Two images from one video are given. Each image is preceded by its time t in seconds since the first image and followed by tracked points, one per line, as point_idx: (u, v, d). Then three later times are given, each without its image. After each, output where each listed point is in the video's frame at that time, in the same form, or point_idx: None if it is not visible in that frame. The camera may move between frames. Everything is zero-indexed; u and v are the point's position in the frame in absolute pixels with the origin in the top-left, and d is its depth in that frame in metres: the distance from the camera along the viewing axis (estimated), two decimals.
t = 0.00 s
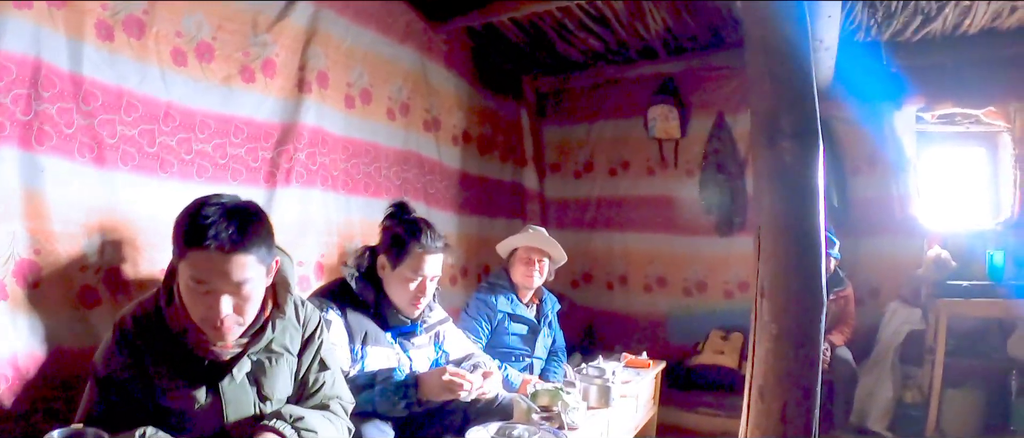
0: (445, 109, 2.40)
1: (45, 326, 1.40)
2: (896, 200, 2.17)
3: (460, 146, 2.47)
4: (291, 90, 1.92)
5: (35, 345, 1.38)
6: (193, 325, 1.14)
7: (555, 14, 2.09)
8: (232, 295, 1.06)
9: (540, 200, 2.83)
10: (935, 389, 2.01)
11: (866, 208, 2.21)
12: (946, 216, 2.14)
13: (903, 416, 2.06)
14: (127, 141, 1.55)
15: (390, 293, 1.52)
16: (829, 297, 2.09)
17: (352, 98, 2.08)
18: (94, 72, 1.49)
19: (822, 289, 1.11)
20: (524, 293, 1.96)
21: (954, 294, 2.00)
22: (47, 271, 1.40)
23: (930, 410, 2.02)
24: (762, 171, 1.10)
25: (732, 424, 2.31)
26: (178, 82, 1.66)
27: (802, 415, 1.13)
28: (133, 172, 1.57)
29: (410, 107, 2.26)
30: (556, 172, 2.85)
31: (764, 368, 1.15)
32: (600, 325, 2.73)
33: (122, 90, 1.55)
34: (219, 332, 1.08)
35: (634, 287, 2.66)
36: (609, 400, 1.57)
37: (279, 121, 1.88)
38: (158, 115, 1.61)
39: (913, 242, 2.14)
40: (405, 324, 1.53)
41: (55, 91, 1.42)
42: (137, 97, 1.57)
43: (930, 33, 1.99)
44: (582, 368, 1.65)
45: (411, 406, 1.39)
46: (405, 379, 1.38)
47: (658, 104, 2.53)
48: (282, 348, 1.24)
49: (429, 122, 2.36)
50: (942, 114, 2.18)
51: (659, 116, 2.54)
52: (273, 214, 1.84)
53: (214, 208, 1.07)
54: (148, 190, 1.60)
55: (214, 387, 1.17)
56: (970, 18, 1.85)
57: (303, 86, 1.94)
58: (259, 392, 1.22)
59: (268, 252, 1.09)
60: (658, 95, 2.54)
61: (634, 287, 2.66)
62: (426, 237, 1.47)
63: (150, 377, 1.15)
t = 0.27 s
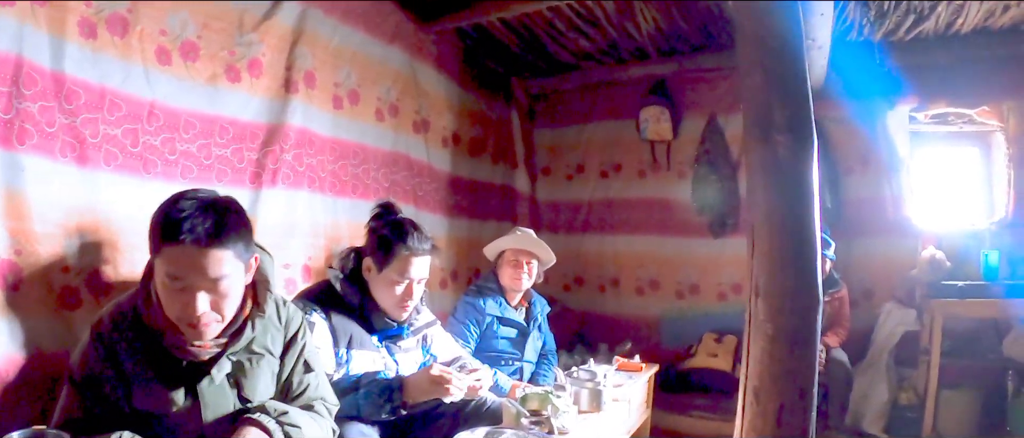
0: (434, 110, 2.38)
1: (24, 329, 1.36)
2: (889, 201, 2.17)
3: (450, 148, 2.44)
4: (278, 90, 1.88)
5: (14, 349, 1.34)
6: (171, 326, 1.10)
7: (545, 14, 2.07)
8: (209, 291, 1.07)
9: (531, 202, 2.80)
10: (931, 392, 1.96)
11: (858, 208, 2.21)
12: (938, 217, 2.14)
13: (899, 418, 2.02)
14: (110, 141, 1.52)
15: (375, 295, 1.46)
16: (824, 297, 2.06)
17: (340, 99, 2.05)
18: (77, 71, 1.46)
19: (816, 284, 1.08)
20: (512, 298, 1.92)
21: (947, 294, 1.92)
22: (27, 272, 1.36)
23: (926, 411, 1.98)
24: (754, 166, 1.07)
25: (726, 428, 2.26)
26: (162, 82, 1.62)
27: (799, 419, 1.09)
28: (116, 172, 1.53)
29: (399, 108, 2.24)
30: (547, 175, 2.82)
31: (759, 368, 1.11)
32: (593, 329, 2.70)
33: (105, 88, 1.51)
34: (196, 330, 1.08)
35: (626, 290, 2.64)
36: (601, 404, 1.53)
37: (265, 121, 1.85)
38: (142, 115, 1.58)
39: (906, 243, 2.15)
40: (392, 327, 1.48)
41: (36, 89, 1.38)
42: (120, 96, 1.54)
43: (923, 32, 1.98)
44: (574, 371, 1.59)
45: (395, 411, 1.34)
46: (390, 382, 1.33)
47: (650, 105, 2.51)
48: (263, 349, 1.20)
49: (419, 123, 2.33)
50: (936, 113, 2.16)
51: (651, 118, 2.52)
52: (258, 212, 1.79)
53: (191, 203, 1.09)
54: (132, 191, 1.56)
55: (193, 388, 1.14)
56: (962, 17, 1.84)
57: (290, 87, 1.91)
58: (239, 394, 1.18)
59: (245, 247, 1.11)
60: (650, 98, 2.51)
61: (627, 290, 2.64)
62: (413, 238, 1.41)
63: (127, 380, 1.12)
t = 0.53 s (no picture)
0: (425, 106, 2.36)
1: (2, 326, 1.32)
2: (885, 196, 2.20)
3: (442, 144, 2.42)
4: (266, 85, 1.85)
5: None
6: (149, 318, 1.07)
7: (538, 8, 2.05)
8: (187, 281, 1.05)
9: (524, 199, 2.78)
10: (929, 388, 1.95)
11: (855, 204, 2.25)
12: (936, 211, 2.12)
13: (896, 415, 2.02)
14: (95, 135, 1.48)
15: (361, 289, 1.43)
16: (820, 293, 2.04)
17: (329, 94, 2.03)
18: (61, 64, 1.42)
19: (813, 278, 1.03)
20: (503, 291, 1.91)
21: (946, 289, 1.92)
22: (7, 268, 1.33)
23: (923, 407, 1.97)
24: (746, 154, 1.04)
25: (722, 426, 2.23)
26: (148, 76, 1.59)
27: (795, 412, 1.05)
28: (100, 167, 1.49)
29: (389, 104, 2.22)
30: (541, 172, 2.81)
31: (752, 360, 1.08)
32: (587, 326, 2.67)
33: (90, 82, 1.47)
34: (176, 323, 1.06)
35: (620, 287, 2.61)
36: (593, 401, 1.49)
37: (252, 116, 1.81)
38: (128, 109, 1.54)
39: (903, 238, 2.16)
40: (379, 322, 1.46)
41: (20, 82, 1.34)
42: (105, 90, 1.50)
43: (921, 24, 1.96)
44: (564, 368, 1.56)
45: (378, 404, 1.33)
46: (373, 375, 1.30)
47: (644, 101, 2.52)
48: (243, 344, 1.17)
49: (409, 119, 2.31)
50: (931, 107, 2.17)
51: (644, 113, 2.52)
52: (246, 207, 1.76)
53: (169, 191, 1.07)
54: (116, 187, 1.53)
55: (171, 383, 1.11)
56: (959, 10, 1.82)
57: (278, 81, 1.88)
58: (218, 389, 1.16)
59: (225, 237, 1.09)
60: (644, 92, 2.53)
61: (620, 287, 2.61)
62: (400, 232, 1.38)
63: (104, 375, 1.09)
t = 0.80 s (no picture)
0: (419, 103, 2.34)
1: None
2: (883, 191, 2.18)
3: (436, 141, 2.41)
4: (257, 80, 1.83)
5: None
6: (130, 308, 1.05)
7: (532, 5, 2.04)
8: (168, 272, 1.02)
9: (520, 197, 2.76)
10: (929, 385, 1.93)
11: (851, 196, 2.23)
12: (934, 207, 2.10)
13: (896, 413, 1.99)
14: (85, 131, 1.46)
15: (348, 284, 1.41)
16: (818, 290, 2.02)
17: (322, 91, 2.01)
18: (50, 59, 1.40)
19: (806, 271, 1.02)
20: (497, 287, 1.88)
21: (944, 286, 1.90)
22: None
23: (923, 404, 1.94)
24: (739, 143, 1.02)
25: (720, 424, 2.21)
26: (138, 71, 1.57)
27: (792, 407, 1.03)
28: (90, 162, 1.47)
29: (382, 101, 2.20)
30: (536, 169, 2.79)
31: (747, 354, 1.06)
32: (584, 325, 2.65)
33: (80, 77, 1.45)
34: (155, 313, 1.03)
35: (617, 285, 2.59)
36: (586, 397, 1.45)
37: (243, 112, 1.79)
38: (118, 105, 1.52)
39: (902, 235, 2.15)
40: (368, 317, 1.44)
41: (8, 78, 1.32)
42: (95, 85, 1.48)
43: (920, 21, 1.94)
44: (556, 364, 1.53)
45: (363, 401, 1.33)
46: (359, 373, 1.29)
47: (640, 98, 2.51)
48: (226, 336, 1.15)
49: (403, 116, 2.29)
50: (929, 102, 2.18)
51: (639, 110, 2.51)
52: (237, 203, 1.74)
53: (151, 180, 1.05)
54: (107, 182, 1.50)
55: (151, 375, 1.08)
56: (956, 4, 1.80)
57: (270, 77, 1.86)
58: (199, 382, 1.13)
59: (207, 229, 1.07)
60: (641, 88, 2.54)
61: (617, 285, 2.59)
62: (387, 226, 1.37)
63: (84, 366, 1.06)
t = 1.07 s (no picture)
0: (416, 100, 2.33)
1: None
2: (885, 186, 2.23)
3: (434, 138, 2.39)
4: (251, 77, 1.82)
5: None
6: (111, 300, 1.04)
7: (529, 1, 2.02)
8: (148, 263, 1.01)
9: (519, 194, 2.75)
10: (932, 382, 1.87)
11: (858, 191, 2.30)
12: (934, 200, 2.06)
13: (898, 410, 1.94)
14: (78, 127, 1.45)
15: (337, 278, 1.44)
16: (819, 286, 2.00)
17: (317, 87, 1.99)
18: (45, 56, 1.40)
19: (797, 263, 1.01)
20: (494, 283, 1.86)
21: (947, 281, 1.84)
22: None
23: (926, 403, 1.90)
24: (729, 132, 1.00)
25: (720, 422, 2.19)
26: (131, 67, 1.56)
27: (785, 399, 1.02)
28: (84, 158, 1.46)
29: (379, 97, 2.19)
30: (535, 165, 2.76)
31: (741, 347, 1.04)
32: (583, 323, 2.64)
33: (73, 73, 1.45)
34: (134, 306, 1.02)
35: (616, 282, 2.58)
36: (579, 393, 1.43)
37: (237, 108, 1.78)
38: (111, 101, 1.51)
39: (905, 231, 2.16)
40: (356, 312, 1.47)
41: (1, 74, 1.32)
42: (88, 81, 1.47)
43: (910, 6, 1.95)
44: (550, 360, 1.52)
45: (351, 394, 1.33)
46: (346, 365, 1.31)
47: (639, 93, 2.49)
48: (210, 328, 1.14)
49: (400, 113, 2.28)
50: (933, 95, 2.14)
51: (638, 106, 2.49)
52: (231, 198, 1.73)
53: (132, 172, 1.04)
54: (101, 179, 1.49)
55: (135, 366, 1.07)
56: None
57: (264, 74, 1.85)
58: (183, 374, 1.12)
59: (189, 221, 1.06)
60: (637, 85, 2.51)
61: (617, 282, 2.58)
62: (373, 219, 1.40)
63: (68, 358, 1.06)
